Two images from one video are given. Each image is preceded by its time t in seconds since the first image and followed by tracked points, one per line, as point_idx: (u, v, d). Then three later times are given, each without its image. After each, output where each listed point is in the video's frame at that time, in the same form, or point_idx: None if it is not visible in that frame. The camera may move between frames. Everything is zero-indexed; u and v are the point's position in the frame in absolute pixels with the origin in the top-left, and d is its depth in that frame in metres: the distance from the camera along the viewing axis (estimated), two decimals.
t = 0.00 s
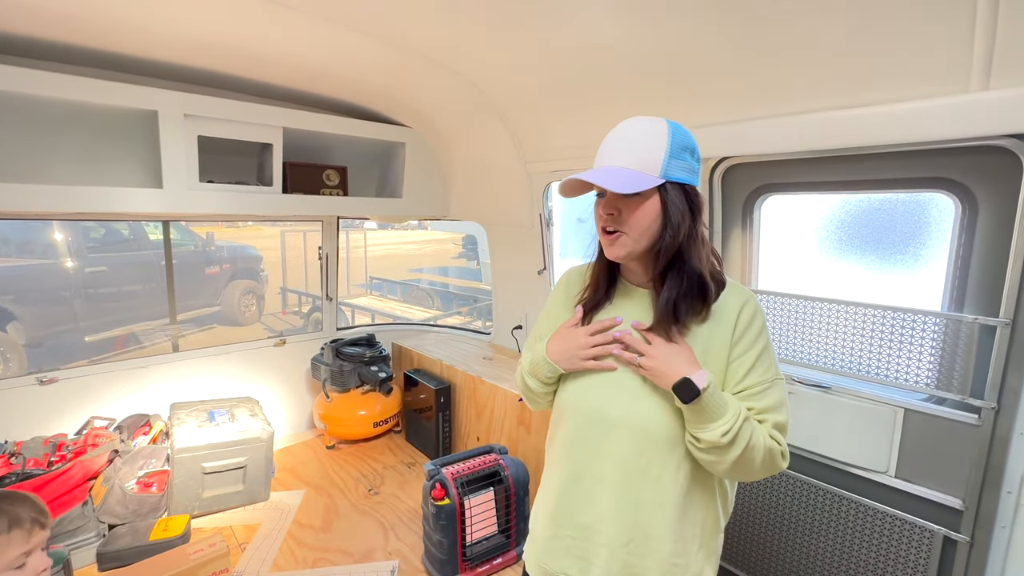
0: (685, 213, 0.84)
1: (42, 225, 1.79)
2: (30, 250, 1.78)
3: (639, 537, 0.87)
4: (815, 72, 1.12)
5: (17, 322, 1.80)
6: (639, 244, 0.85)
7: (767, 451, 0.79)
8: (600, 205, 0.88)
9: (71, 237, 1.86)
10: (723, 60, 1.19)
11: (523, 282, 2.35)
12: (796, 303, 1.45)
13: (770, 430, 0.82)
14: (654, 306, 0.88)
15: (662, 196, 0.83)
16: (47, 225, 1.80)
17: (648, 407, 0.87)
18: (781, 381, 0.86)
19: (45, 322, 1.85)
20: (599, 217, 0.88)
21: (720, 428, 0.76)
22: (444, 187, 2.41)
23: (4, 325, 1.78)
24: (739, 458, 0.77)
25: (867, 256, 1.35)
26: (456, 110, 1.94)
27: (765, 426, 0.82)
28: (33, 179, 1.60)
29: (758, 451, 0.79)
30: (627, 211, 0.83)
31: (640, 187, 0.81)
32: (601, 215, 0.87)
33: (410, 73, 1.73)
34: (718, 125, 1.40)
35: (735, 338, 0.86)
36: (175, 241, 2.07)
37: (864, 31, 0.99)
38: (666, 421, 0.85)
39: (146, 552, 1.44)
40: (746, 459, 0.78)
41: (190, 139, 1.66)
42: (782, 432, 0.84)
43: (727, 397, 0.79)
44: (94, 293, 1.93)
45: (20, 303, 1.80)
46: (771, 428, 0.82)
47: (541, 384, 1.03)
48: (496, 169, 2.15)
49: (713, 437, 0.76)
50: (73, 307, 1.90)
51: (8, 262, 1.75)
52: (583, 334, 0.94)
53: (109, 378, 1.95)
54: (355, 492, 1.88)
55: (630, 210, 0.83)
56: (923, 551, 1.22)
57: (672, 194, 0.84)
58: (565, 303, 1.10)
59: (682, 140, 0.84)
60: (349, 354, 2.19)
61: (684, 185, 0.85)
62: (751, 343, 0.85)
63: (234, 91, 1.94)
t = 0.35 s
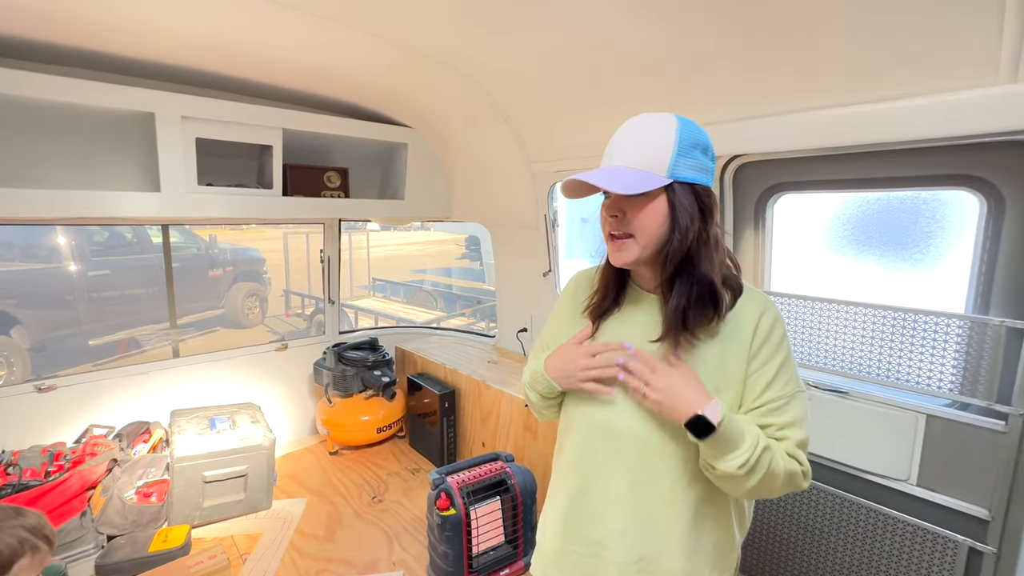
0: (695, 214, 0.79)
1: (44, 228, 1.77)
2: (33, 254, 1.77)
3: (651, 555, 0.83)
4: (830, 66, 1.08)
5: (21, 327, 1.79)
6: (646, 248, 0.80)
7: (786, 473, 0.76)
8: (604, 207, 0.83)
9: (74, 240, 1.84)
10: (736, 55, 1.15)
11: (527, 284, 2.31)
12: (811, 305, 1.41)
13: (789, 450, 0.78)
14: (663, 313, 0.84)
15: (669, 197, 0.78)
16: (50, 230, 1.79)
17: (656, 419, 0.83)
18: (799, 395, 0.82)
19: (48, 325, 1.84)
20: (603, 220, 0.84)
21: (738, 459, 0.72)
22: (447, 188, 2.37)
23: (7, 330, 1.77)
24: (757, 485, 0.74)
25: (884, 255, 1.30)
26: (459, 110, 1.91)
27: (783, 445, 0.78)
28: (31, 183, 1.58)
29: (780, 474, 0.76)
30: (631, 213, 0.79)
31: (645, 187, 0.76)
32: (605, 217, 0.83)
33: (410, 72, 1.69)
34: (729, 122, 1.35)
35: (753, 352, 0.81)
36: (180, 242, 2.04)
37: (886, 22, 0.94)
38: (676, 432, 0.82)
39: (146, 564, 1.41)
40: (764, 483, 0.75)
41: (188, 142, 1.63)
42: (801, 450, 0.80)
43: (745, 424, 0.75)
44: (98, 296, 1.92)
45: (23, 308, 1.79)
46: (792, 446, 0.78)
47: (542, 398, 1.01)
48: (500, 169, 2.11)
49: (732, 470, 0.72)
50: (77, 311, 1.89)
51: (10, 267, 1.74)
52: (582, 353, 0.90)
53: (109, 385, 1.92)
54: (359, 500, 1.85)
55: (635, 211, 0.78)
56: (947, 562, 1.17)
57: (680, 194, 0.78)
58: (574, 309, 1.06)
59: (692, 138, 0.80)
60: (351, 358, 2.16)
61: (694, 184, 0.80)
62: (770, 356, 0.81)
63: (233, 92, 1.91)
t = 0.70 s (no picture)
0: (695, 216, 0.73)
1: (52, 234, 1.76)
2: (43, 260, 1.77)
3: None
4: (851, 63, 1.03)
5: (30, 332, 1.78)
6: (640, 251, 0.76)
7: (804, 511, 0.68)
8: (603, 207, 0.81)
9: (82, 246, 1.83)
10: (753, 52, 1.10)
11: (534, 289, 2.27)
12: (831, 312, 1.35)
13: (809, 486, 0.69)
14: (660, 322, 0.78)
15: (667, 194, 0.73)
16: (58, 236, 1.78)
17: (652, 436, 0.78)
18: (825, 423, 0.72)
19: (56, 331, 1.83)
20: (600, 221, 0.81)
21: (756, 508, 0.64)
22: (452, 192, 2.33)
23: (16, 336, 1.76)
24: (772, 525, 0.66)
25: (909, 259, 1.23)
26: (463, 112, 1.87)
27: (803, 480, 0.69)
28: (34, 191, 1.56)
29: (796, 512, 0.67)
30: (626, 213, 0.75)
31: (636, 187, 0.72)
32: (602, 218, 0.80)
33: (412, 74, 1.65)
34: (742, 122, 1.30)
35: (766, 374, 0.73)
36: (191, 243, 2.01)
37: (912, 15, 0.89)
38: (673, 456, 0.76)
39: None
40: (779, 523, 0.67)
41: (188, 147, 1.60)
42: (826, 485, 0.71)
43: (747, 458, 0.67)
44: (105, 301, 1.90)
45: (34, 314, 1.78)
46: (814, 481, 0.69)
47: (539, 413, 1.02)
48: (505, 172, 2.07)
49: (740, 517, 0.64)
50: (85, 316, 1.87)
51: (20, 271, 1.73)
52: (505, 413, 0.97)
53: (113, 395, 1.90)
54: (363, 512, 1.81)
55: (629, 211, 0.75)
56: None
57: (678, 191, 0.73)
58: (581, 315, 1.02)
59: (696, 131, 0.73)
60: (355, 366, 2.12)
61: (696, 182, 0.74)
62: (785, 381, 0.72)
63: (234, 97, 1.89)
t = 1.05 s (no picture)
0: (686, 218, 0.68)
1: (58, 239, 1.75)
2: (50, 264, 1.76)
3: None
4: (865, 58, 0.97)
5: (36, 337, 1.77)
6: (630, 258, 0.71)
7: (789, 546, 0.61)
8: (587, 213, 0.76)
9: (87, 250, 1.82)
10: (761, 48, 1.04)
11: (538, 293, 2.22)
12: (846, 318, 1.30)
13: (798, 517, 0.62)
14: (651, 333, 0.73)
15: (655, 197, 0.68)
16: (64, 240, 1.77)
17: (631, 448, 0.73)
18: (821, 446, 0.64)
19: (61, 335, 1.82)
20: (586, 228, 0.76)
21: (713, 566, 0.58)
22: (453, 195, 2.30)
23: (22, 341, 1.75)
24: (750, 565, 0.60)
25: (930, 263, 1.18)
26: (463, 113, 1.83)
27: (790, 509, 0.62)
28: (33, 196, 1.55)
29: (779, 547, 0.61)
30: (613, 218, 0.70)
31: (621, 191, 0.67)
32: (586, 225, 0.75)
33: (408, 74, 1.61)
34: (750, 121, 1.25)
35: (752, 387, 0.67)
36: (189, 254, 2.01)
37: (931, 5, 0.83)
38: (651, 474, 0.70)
39: None
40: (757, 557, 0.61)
41: (183, 151, 1.57)
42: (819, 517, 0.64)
43: (705, 521, 0.61)
44: (110, 305, 1.89)
45: (39, 318, 1.77)
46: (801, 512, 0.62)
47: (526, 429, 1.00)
48: (507, 175, 2.03)
49: None
50: (90, 321, 1.86)
51: (27, 277, 1.73)
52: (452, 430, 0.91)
53: (111, 402, 1.87)
54: (363, 522, 1.77)
55: (616, 217, 0.70)
56: None
57: (667, 193, 0.68)
58: (570, 323, 0.97)
59: (682, 129, 0.69)
60: (355, 372, 2.09)
61: (685, 182, 0.69)
62: (774, 397, 0.66)
63: (232, 100, 1.86)
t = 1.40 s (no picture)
0: (691, 210, 0.76)
1: (71, 242, 1.77)
2: (64, 267, 1.78)
3: None
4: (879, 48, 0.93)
5: (49, 340, 1.79)
6: (649, 244, 0.72)
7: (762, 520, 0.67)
8: (595, 197, 0.73)
9: (100, 253, 1.82)
10: (771, 41, 1.01)
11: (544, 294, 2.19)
12: (863, 319, 1.25)
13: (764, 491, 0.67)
14: (657, 324, 0.74)
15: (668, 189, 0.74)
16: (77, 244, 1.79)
17: (610, 454, 0.71)
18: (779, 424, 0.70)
19: (73, 337, 1.83)
20: (595, 211, 0.73)
21: None
22: (459, 196, 2.28)
23: (35, 343, 1.77)
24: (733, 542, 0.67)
25: (953, 262, 1.13)
26: (468, 112, 1.80)
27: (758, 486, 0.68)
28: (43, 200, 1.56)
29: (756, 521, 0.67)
30: (637, 203, 0.71)
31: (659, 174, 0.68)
32: (599, 208, 0.72)
33: (411, 73, 1.59)
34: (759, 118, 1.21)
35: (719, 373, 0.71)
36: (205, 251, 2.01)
37: None
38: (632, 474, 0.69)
39: None
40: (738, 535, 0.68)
41: (186, 153, 1.56)
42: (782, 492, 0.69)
43: None
44: (122, 308, 1.89)
45: (53, 321, 1.79)
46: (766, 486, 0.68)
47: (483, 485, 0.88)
48: (512, 175, 2.00)
49: None
50: (102, 323, 1.87)
51: (42, 280, 1.74)
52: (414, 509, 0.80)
53: (118, 406, 1.87)
54: (370, 526, 1.75)
55: (641, 201, 0.71)
56: None
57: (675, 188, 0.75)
58: (516, 343, 0.93)
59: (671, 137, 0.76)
60: (361, 374, 2.08)
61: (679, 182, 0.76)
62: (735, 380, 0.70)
63: (237, 102, 1.86)
